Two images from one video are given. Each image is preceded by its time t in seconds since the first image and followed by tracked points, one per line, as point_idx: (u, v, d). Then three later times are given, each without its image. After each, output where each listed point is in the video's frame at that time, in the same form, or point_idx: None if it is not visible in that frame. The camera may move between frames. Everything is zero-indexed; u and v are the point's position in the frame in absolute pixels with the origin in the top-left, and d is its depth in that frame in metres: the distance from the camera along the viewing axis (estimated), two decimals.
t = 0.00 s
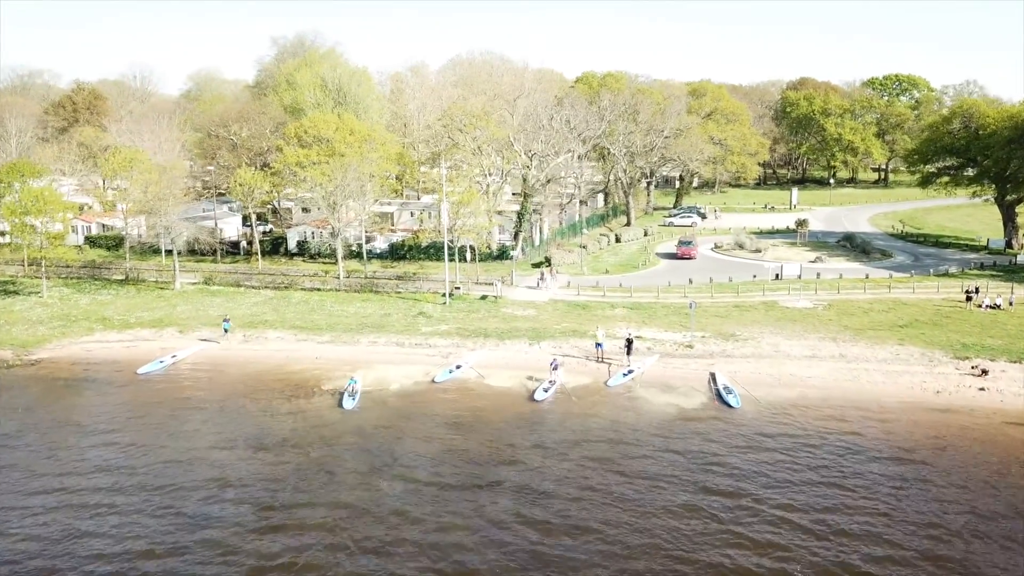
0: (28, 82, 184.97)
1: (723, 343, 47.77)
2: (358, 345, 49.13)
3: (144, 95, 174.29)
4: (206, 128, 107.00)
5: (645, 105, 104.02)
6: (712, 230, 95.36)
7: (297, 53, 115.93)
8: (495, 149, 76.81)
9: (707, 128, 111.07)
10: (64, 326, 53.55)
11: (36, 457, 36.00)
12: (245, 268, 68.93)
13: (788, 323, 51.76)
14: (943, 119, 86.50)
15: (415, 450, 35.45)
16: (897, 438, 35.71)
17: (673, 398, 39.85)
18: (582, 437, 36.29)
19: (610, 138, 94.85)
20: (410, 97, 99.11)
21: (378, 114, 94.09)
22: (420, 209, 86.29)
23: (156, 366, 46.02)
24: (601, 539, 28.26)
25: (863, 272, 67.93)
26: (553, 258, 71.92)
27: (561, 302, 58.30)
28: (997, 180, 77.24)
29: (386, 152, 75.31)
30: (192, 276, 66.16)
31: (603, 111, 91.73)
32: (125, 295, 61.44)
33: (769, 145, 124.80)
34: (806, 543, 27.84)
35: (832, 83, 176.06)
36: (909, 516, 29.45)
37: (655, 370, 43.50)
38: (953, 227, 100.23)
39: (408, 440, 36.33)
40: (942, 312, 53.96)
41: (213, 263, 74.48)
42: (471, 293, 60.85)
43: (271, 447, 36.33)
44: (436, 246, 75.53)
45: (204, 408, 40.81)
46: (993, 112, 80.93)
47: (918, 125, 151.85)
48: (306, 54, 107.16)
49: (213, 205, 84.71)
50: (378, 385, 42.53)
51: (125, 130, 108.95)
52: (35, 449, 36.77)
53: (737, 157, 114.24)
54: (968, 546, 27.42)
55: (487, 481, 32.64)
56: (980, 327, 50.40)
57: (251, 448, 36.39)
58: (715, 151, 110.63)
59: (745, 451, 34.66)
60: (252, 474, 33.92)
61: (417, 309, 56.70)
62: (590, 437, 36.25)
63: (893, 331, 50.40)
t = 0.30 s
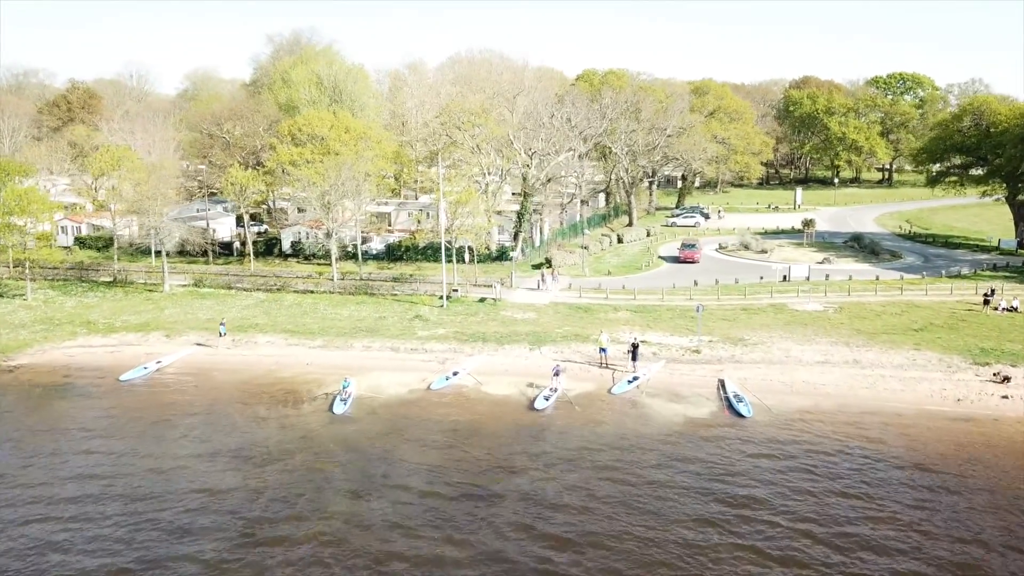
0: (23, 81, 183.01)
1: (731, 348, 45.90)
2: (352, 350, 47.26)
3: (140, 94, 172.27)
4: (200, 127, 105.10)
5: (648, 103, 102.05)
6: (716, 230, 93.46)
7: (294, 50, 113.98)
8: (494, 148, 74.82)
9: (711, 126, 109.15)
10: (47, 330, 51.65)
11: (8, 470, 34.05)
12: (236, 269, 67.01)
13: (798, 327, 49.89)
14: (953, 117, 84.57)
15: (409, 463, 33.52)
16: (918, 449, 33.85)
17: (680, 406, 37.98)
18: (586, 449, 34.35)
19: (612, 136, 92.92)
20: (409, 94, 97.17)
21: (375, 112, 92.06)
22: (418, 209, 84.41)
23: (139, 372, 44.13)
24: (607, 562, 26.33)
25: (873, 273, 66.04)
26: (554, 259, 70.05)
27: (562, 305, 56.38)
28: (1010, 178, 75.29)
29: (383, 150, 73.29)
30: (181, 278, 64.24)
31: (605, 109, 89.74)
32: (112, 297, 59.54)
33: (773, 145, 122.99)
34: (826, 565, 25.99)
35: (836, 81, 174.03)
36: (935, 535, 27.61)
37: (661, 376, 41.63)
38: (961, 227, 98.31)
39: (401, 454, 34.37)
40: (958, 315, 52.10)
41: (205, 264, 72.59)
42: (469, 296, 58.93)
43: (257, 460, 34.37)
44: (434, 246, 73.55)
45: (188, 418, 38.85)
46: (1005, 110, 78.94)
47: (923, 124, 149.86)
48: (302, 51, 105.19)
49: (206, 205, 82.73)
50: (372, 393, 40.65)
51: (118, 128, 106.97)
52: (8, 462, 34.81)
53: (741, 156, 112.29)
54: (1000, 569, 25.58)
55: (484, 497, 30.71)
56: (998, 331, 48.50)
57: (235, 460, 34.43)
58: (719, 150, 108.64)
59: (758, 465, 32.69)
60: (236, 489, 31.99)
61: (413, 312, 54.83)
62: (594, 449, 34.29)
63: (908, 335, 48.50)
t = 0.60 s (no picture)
0: (16, 80, 180.63)
1: (742, 354, 43.60)
2: (343, 356, 44.94)
3: (134, 93, 169.91)
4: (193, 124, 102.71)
5: (651, 100, 99.70)
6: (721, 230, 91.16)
7: (289, 46, 111.63)
8: (493, 145, 72.41)
9: (715, 124, 106.85)
10: (24, 334, 49.27)
11: None
12: (226, 270, 64.75)
13: (811, 331, 47.60)
14: (966, 114, 82.32)
15: (401, 479, 31.16)
16: (948, 462, 31.55)
17: (691, 417, 35.67)
18: (590, 463, 32.02)
19: (614, 133, 90.61)
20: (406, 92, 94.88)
21: (371, 110, 89.81)
22: (414, 209, 82.09)
23: (118, 379, 41.79)
24: None
25: (885, 274, 63.72)
26: (556, 260, 67.78)
27: (563, 308, 54.11)
28: None
29: (378, 147, 70.99)
30: (168, 280, 61.91)
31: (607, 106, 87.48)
32: (95, 299, 57.19)
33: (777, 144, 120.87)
34: None
35: (840, 79, 171.77)
36: (973, 557, 25.30)
37: (669, 384, 39.31)
38: (972, 227, 96.03)
39: (393, 468, 32.01)
40: (978, 318, 49.83)
41: (194, 266, 70.26)
42: (467, 298, 56.74)
43: (238, 475, 31.98)
44: (431, 247, 71.27)
45: (166, 429, 36.46)
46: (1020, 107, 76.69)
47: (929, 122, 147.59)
48: (296, 48, 102.88)
49: (196, 204, 80.44)
50: (363, 402, 38.32)
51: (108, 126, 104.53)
52: None
53: (745, 155, 109.98)
54: None
55: (482, 515, 28.35)
56: (1022, 336, 46.21)
57: (214, 475, 32.03)
58: (723, 148, 106.35)
59: (777, 481, 30.33)
60: (214, 506, 29.58)
61: (408, 316, 52.53)
62: (599, 463, 31.96)
63: (927, 339, 46.22)
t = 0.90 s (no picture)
0: (10, 79, 178.38)
1: (754, 351, 41.29)
2: (333, 353, 42.65)
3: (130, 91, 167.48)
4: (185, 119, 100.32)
5: (654, 93, 97.40)
6: (726, 227, 88.87)
7: (284, 40, 109.31)
8: (492, 136, 69.70)
9: (719, 119, 104.54)
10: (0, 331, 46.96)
11: None
12: (214, 266, 62.48)
13: (825, 327, 45.29)
14: (979, 107, 80.10)
15: (392, 482, 28.84)
16: (982, 463, 29.21)
17: (702, 417, 33.35)
18: (596, 464, 29.70)
19: (617, 127, 88.35)
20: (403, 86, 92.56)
21: (367, 103, 87.53)
22: (411, 204, 79.78)
23: (93, 377, 39.50)
24: None
25: (899, 270, 61.38)
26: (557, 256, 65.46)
27: (565, 303, 51.84)
28: None
29: (373, 139, 68.71)
30: (154, 275, 59.63)
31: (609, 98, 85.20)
32: (76, 295, 54.88)
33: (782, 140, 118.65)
34: None
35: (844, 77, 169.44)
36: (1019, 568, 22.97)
37: (678, 382, 36.99)
38: (982, 224, 93.72)
39: (383, 471, 29.69)
40: (999, 314, 47.54)
41: (183, 261, 67.99)
42: (465, 294, 54.49)
43: (216, 477, 29.65)
44: (428, 243, 69.01)
45: (142, 429, 34.15)
46: None
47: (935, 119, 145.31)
48: (291, 41, 100.57)
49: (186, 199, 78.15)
50: (353, 401, 35.99)
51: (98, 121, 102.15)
52: None
53: (750, 151, 107.71)
54: None
55: (479, 521, 26.04)
56: None
57: (190, 477, 29.70)
58: (728, 144, 104.01)
59: (799, 484, 28.01)
60: (188, 510, 27.25)
61: (402, 312, 50.21)
62: (606, 465, 29.63)
63: (947, 335, 43.88)
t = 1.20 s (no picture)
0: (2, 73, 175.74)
1: (768, 338, 39.01)
2: (321, 341, 40.34)
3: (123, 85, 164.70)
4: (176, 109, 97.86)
5: (657, 82, 95.01)
6: (731, 219, 86.56)
7: (278, 29, 106.83)
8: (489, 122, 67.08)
9: (723, 109, 102.17)
10: None
11: None
12: (203, 255, 60.15)
13: (841, 315, 43.01)
14: (992, 95, 77.89)
15: (380, 476, 26.50)
16: (1020, 455, 26.98)
17: (715, 405, 31.10)
18: (602, 458, 27.38)
19: (619, 116, 85.99)
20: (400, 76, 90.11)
21: (362, 91, 85.10)
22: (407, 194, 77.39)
23: (66, 365, 37.25)
24: None
25: (914, 258, 59.05)
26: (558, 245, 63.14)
27: (567, 292, 49.48)
28: None
29: (367, 125, 66.37)
30: (139, 264, 57.35)
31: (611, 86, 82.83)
32: (56, 284, 52.57)
33: (787, 132, 116.31)
34: None
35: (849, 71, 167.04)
36: None
37: (687, 370, 34.74)
38: (994, 217, 91.42)
39: (371, 464, 27.33)
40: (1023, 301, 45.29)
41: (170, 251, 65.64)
42: (462, 283, 52.16)
43: (190, 472, 27.25)
44: (425, 233, 66.68)
45: (113, 419, 31.75)
46: None
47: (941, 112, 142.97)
48: (285, 29, 98.16)
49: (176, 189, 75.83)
50: (340, 389, 33.73)
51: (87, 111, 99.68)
52: None
53: (754, 142, 105.35)
54: None
55: (475, 518, 23.75)
56: None
57: (161, 472, 27.29)
58: (733, 134, 101.61)
59: (824, 480, 25.65)
60: (157, 508, 24.84)
61: (397, 300, 47.90)
62: (613, 458, 27.27)
63: (971, 323, 41.61)
